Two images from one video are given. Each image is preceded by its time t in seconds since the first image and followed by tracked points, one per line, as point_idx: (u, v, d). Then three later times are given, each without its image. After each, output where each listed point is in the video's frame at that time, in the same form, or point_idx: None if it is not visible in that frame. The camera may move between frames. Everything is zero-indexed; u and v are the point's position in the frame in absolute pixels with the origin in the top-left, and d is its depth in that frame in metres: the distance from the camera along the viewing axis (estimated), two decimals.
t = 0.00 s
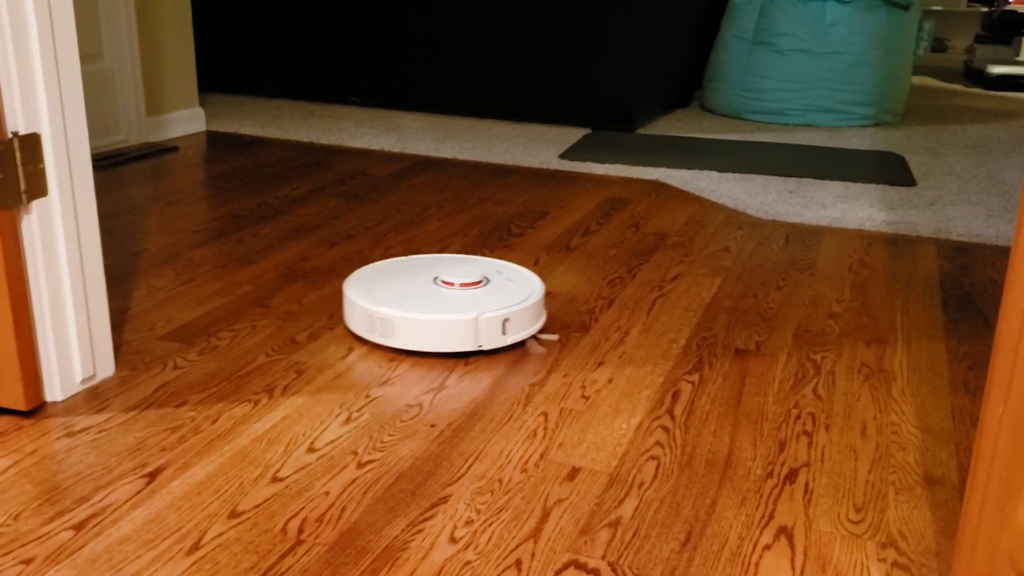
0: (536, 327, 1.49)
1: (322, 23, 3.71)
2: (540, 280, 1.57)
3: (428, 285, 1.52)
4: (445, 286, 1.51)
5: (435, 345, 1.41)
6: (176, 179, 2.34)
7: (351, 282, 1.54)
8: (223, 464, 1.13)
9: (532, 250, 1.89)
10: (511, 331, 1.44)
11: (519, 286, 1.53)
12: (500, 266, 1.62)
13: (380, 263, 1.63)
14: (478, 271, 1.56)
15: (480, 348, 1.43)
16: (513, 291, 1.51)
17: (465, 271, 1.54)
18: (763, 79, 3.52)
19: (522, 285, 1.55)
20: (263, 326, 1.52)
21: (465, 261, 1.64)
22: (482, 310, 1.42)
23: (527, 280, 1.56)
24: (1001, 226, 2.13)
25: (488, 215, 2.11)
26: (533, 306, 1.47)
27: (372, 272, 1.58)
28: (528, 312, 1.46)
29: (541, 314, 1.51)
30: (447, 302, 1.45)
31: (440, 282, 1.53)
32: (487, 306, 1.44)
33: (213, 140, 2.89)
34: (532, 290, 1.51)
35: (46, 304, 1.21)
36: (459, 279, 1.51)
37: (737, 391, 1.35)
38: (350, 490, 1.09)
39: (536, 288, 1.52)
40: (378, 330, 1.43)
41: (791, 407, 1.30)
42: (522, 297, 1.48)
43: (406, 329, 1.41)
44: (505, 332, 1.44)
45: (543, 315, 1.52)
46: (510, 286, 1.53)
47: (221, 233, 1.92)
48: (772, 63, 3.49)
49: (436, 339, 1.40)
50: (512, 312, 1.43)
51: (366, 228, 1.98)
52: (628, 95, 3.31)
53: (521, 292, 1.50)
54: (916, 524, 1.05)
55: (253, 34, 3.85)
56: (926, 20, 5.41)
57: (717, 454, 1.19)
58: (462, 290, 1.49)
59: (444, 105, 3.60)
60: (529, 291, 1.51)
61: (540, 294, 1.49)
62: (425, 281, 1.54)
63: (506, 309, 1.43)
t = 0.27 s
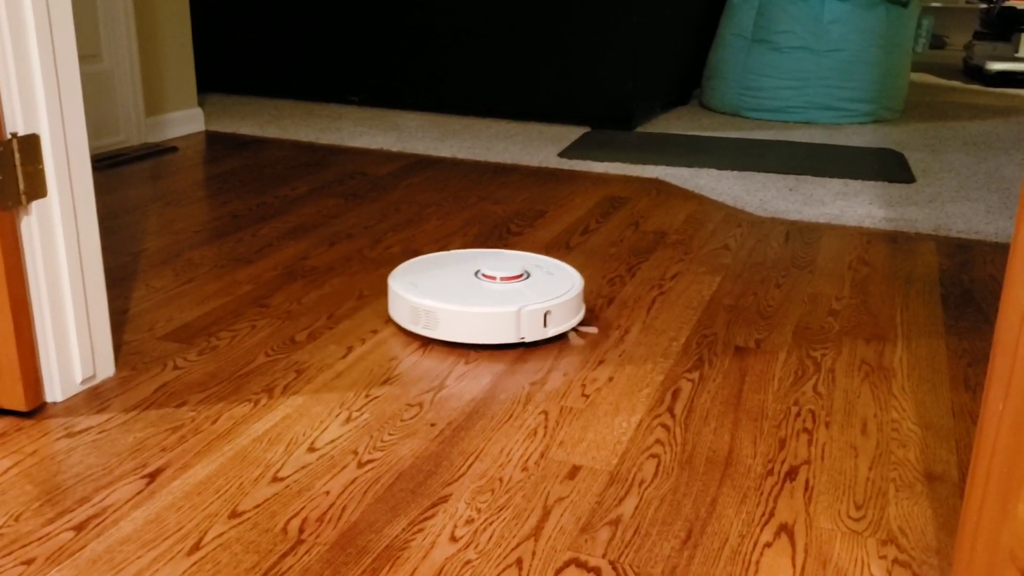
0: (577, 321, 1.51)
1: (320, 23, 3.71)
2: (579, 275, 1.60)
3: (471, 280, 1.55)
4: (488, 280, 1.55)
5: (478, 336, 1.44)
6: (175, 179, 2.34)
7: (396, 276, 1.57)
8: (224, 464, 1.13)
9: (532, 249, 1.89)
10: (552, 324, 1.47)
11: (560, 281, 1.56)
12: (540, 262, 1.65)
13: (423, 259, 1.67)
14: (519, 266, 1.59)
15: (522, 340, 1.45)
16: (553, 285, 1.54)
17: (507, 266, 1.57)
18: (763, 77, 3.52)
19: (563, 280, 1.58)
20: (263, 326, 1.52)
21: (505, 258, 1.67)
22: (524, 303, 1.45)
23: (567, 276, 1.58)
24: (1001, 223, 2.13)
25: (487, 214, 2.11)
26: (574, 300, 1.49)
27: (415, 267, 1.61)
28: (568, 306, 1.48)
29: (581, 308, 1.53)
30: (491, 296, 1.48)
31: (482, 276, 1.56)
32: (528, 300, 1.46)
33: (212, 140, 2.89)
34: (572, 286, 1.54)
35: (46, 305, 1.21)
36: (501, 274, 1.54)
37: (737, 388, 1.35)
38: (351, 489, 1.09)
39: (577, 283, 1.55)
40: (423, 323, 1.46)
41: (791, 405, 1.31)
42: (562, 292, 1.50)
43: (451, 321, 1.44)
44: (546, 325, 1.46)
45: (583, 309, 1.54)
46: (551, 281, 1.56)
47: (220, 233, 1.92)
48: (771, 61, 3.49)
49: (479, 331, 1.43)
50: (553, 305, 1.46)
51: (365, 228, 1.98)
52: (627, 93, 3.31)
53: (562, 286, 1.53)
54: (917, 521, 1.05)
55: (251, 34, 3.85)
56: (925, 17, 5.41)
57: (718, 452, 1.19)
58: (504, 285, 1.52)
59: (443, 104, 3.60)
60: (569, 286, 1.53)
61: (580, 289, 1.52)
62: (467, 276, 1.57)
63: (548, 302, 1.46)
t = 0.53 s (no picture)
0: (617, 318, 1.54)
1: (321, 24, 3.71)
2: (619, 272, 1.62)
3: (512, 276, 1.58)
4: (529, 277, 1.57)
5: (521, 332, 1.46)
6: (176, 181, 2.34)
7: (439, 273, 1.60)
8: (224, 466, 1.13)
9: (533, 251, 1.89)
10: (593, 321, 1.49)
11: (600, 278, 1.59)
12: (580, 259, 1.68)
13: (463, 256, 1.70)
14: (559, 263, 1.62)
15: (563, 335, 1.48)
16: (593, 282, 1.56)
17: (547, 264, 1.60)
18: (763, 79, 3.52)
19: (602, 277, 1.60)
20: (264, 328, 1.52)
21: (546, 254, 1.70)
22: (566, 299, 1.48)
23: (606, 273, 1.61)
24: (1002, 224, 2.13)
25: (488, 216, 2.11)
26: (614, 297, 1.52)
27: (457, 264, 1.64)
28: (609, 303, 1.51)
29: (621, 305, 1.56)
30: (534, 292, 1.51)
31: (523, 273, 1.59)
32: (570, 296, 1.49)
33: (213, 142, 2.89)
34: (612, 283, 1.56)
35: (46, 307, 1.21)
36: (542, 270, 1.57)
37: (738, 390, 1.35)
38: (351, 491, 1.09)
39: (616, 280, 1.57)
40: (467, 318, 1.49)
41: (792, 406, 1.30)
42: (603, 288, 1.53)
43: (494, 316, 1.47)
44: (587, 321, 1.49)
45: (623, 305, 1.57)
46: (591, 278, 1.58)
47: (222, 235, 1.92)
48: (772, 63, 3.49)
49: (522, 327, 1.46)
50: (595, 301, 1.49)
51: (366, 229, 1.99)
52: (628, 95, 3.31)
53: (602, 284, 1.55)
54: (918, 523, 1.05)
55: (252, 36, 3.86)
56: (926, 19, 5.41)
57: (719, 454, 1.19)
58: (546, 282, 1.55)
59: (445, 105, 3.60)
60: (609, 283, 1.56)
61: (620, 286, 1.54)
62: (508, 273, 1.60)
63: (589, 299, 1.48)
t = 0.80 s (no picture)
0: (656, 315, 1.56)
1: (321, 25, 3.71)
2: (658, 270, 1.64)
3: (553, 273, 1.60)
4: (569, 274, 1.60)
5: (562, 327, 1.49)
6: (177, 182, 2.34)
7: (481, 270, 1.63)
8: (226, 468, 1.13)
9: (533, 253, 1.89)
10: (633, 317, 1.51)
11: (639, 276, 1.61)
12: (619, 258, 1.70)
13: (504, 254, 1.73)
14: (598, 262, 1.64)
15: (603, 331, 1.50)
16: (633, 280, 1.59)
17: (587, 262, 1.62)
18: (764, 81, 3.52)
19: (641, 275, 1.62)
20: (265, 329, 1.52)
21: (585, 253, 1.72)
22: (606, 296, 1.50)
23: (644, 271, 1.63)
24: (1003, 226, 2.13)
25: (489, 217, 2.11)
26: (653, 295, 1.54)
27: (499, 261, 1.67)
28: (648, 300, 1.53)
29: (660, 302, 1.58)
30: (574, 288, 1.53)
31: (563, 270, 1.62)
32: (610, 293, 1.51)
33: (214, 144, 2.90)
34: (651, 280, 1.58)
35: (47, 308, 1.21)
36: (582, 268, 1.60)
37: (739, 392, 1.35)
38: (352, 493, 1.09)
39: (655, 278, 1.59)
40: (509, 313, 1.52)
41: (793, 408, 1.30)
42: (642, 286, 1.55)
43: (536, 312, 1.49)
44: (627, 318, 1.51)
45: (662, 303, 1.59)
46: (630, 276, 1.61)
47: (223, 236, 1.92)
48: (772, 65, 3.49)
49: (564, 322, 1.48)
50: (635, 298, 1.51)
51: (367, 231, 1.99)
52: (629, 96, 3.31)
53: (641, 281, 1.57)
54: (919, 525, 1.05)
55: (253, 37, 3.86)
56: (926, 20, 5.41)
57: (720, 455, 1.19)
58: (586, 279, 1.58)
59: (445, 106, 3.60)
60: (648, 281, 1.58)
61: (659, 283, 1.56)
62: (548, 270, 1.62)
63: (629, 295, 1.50)
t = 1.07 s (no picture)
0: (684, 313, 1.57)
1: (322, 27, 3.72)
2: (686, 269, 1.66)
3: (582, 272, 1.62)
4: (598, 272, 1.62)
5: (592, 324, 1.50)
6: (178, 184, 2.34)
7: (510, 268, 1.65)
8: (225, 469, 1.13)
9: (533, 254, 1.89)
10: (661, 315, 1.53)
11: (666, 274, 1.63)
12: (647, 256, 1.72)
13: (531, 252, 1.75)
14: (626, 261, 1.66)
15: (633, 329, 1.52)
16: (660, 278, 1.61)
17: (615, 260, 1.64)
18: (765, 82, 3.52)
19: (668, 274, 1.64)
20: (266, 330, 1.52)
21: (612, 252, 1.74)
22: (635, 294, 1.52)
23: (672, 269, 1.65)
24: (1003, 227, 2.13)
25: (490, 218, 2.12)
26: (681, 293, 1.55)
27: (527, 260, 1.69)
28: (676, 298, 1.55)
29: (688, 301, 1.59)
30: (604, 287, 1.55)
31: (592, 269, 1.63)
32: (639, 291, 1.53)
33: (215, 145, 2.90)
34: (678, 279, 1.60)
35: (48, 309, 1.21)
36: (610, 266, 1.62)
37: (740, 393, 1.35)
38: (353, 494, 1.09)
39: (683, 276, 1.61)
40: (539, 311, 1.54)
41: (793, 409, 1.30)
42: (670, 284, 1.57)
43: (566, 309, 1.51)
44: (656, 316, 1.53)
45: (690, 301, 1.60)
46: (658, 274, 1.62)
47: (223, 237, 1.93)
48: (773, 66, 3.49)
49: (594, 320, 1.50)
50: (664, 296, 1.53)
51: (368, 232, 1.99)
52: (629, 97, 3.31)
53: (669, 280, 1.59)
54: (920, 526, 1.05)
55: (253, 38, 3.86)
56: (927, 21, 5.42)
57: (720, 457, 1.19)
58: (615, 277, 1.59)
59: (445, 107, 3.60)
60: (676, 279, 1.60)
61: (687, 282, 1.58)
62: (577, 268, 1.64)
63: (658, 294, 1.52)
